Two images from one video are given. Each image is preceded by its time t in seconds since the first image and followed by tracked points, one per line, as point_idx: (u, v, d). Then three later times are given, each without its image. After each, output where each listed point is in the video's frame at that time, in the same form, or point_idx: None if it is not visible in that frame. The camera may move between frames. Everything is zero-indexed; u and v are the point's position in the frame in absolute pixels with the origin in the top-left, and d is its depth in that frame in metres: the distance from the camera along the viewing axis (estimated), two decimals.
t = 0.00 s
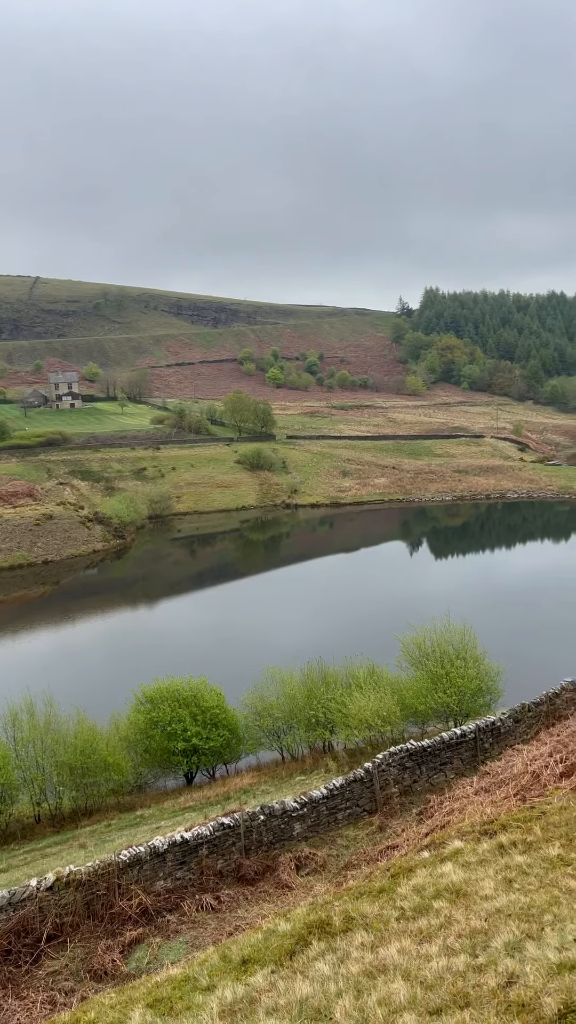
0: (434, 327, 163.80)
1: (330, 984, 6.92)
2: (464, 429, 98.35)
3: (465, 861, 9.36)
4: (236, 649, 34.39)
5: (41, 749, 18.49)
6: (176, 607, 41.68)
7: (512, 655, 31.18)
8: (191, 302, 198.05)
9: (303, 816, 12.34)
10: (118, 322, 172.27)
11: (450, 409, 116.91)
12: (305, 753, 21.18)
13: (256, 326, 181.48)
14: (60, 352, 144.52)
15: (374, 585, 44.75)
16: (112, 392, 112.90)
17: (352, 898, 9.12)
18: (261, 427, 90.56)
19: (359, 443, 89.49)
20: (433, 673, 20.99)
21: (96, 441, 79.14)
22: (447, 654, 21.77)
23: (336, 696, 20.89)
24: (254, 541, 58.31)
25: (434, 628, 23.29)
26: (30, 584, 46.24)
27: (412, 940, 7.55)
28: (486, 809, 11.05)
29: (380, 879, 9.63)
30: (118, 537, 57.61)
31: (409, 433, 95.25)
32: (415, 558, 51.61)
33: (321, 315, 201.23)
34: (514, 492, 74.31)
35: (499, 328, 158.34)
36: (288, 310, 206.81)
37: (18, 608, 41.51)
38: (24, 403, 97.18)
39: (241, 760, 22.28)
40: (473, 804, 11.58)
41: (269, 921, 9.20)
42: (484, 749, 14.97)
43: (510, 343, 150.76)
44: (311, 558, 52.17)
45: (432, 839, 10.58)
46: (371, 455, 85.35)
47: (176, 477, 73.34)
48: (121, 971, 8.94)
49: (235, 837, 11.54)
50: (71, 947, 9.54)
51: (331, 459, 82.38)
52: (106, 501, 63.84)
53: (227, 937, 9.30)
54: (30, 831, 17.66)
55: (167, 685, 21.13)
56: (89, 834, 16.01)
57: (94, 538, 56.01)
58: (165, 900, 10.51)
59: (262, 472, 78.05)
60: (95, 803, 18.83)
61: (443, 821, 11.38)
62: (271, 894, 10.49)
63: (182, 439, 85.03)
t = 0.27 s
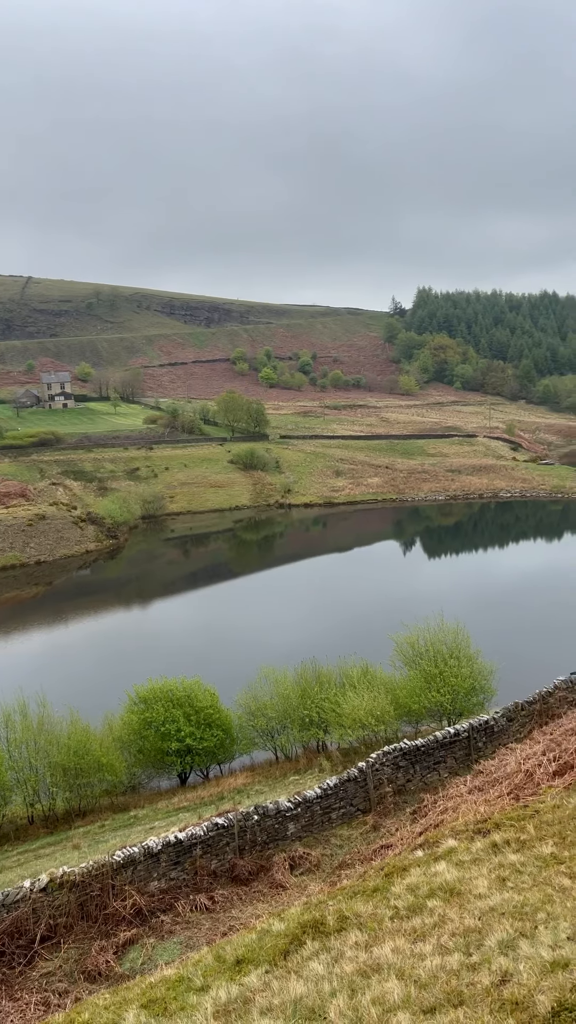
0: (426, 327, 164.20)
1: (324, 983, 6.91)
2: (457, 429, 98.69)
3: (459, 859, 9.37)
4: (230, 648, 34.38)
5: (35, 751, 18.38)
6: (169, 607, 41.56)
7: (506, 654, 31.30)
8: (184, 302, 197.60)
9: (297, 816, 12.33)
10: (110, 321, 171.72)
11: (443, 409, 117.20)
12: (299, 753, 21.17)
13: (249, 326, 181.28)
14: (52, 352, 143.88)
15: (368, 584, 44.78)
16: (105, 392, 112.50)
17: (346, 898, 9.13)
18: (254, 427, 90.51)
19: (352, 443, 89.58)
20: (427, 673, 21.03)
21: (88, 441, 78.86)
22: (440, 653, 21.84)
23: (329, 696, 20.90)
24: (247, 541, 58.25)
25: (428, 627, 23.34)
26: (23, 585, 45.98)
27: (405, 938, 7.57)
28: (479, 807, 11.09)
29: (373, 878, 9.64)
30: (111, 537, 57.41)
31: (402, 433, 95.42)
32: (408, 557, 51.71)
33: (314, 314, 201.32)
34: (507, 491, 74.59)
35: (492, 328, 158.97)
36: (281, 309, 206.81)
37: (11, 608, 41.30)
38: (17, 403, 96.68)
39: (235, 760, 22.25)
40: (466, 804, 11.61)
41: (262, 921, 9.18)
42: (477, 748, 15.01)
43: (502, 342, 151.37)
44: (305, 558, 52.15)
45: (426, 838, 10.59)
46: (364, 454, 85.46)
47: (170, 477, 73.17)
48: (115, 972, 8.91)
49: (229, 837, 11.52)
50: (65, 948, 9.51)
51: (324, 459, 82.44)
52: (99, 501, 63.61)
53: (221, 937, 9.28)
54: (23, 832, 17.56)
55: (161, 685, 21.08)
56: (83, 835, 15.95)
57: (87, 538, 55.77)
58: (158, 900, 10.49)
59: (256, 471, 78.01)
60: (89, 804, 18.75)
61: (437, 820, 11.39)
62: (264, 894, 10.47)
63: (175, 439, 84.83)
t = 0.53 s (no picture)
0: (420, 327, 164.62)
1: (319, 984, 6.90)
2: (451, 429, 98.99)
3: (453, 860, 9.38)
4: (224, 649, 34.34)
5: (28, 752, 18.23)
6: (163, 608, 41.42)
7: (500, 654, 31.42)
8: (178, 302, 197.32)
9: (291, 817, 12.29)
10: (104, 322, 171.30)
11: (437, 410, 117.55)
12: (293, 754, 21.13)
13: (243, 326, 181.13)
14: (45, 353, 143.34)
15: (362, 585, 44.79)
16: (98, 393, 112.18)
17: (341, 898, 9.11)
18: (248, 427, 90.50)
19: (346, 444, 89.69)
20: (421, 673, 21.05)
21: (82, 441, 78.61)
22: (434, 653, 21.87)
23: (324, 697, 20.89)
24: (241, 541, 58.20)
25: (422, 628, 23.39)
26: (16, 586, 45.73)
27: (400, 939, 7.56)
28: (473, 807, 11.11)
29: (368, 879, 9.63)
30: (105, 538, 57.23)
31: (396, 434, 95.62)
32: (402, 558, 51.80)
33: (308, 315, 201.50)
34: (500, 491, 74.88)
35: (485, 328, 159.62)
36: (275, 310, 206.83)
37: (4, 609, 41.05)
38: (10, 404, 96.25)
39: (229, 761, 22.18)
40: (461, 804, 11.61)
41: (257, 922, 9.15)
42: (472, 749, 15.03)
43: (495, 343, 152.02)
44: (299, 559, 52.11)
45: (420, 839, 10.58)
46: (358, 455, 85.58)
47: (164, 478, 73.02)
48: (109, 974, 8.86)
49: (223, 838, 11.47)
50: (59, 950, 9.46)
51: (318, 459, 82.51)
52: (93, 502, 63.41)
53: (215, 938, 9.25)
54: (16, 834, 17.42)
55: (156, 686, 21.00)
56: (77, 837, 15.85)
57: (80, 539, 55.55)
58: (153, 902, 10.44)
59: (250, 472, 77.96)
60: (82, 806, 18.64)
61: (431, 821, 11.38)
62: (259, 895, 10.43)
63: (169, 440, 84.69)
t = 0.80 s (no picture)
0: (415, 328, 165.01)
1: (314, 985, 6.88)
2: (446, 430, 99.26)
3: (448, 860, 9.39)
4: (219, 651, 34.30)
5: (23, 754, 18.14)
6: (159, 610, 41.33)
7: (494, 655, 31.52)
8: (173, 303, 197.14)
9: (287, 818, 12.27)
10: (99, 323, 171.07)
11: (431, 411, 117.91)
12: (289, 755, 21.09)
13: (238, 328, 181.13)
14: (40, 354, 142.94)
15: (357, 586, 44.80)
16: (93, 394, 111.97)
17: (336, 900, 9.10)
18: (243, 428, 90.52)
19: (341, 445, 89.80)
20: (416, 674, 21.07)
21: (77, 443, 78.42)
22: (429, 654, 21.90)
23: (319, 698, 20.88)
24: (237, 542, 58.17)
25: (417, 629, 23.42)
26: (11, 587, 45.52)
27: (395, 940, 7.55)
28: (468, 808, 11.13)
29: (363, 880, 9.62)
30: (100, 539, 57.09)
31: (391, 435, 95.81)
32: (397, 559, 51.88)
33: (303, 316, 201.73)
34: (495, 492, 75.17)
35: (480, 330, 160.18)
36: (270, 311, 206.94)
37: None
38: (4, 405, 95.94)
39: (225, 762, 22.13)
40: (455, 805, 11.62)
41: (252, 924, 9.11)
42: (467, 749, 15.05)
43: (490, 344, 152.52)
44: (295, 560, 52.09)
45: (415, 840, 10.58)
46: (353, 456, 85.71)
47: (159, 479, 72.91)
48: (104, 976, 8.81)
49: (219, 840, 11.44)
50: (54, 953, 9.42)
51: (313, 461, 82.60)
52: (88, 504, 63.25)
53: (210, 940, 9.21)
54: (11, 836, 17.32)
55: (151, 688, 20.93)
56: (72, 838, 15.76)
57: (75, 541, 55.38)
58: (148, 904, 10.40)
59: (245, 473, 77.94)
60: (77, 808, 18.56)
61: (426, 822, 11.38)
62: (254, 897, 10.40)
63: (164, 441, 84.62)
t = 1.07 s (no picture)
0: (410, 330, 165.35)
1: (310, 987, 6.85)
2: (442, 432, 99.45)
3: (444, 862, 9.39)
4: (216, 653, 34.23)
5: (19, 757, 18.08)
6: (155, 612, 41.24)
7: (491, 656, 31.55)
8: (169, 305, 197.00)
9: (283, 820, 12.23)
10: (95, 326, 170.91)
11: (427, 413, 118.12)
12: (285, 758, 21.02)
13: (234, 330, 181.09)
14: (36, 356, 142.69)
15: (354, 588, 44.73)
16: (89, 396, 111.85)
17: (332, 901, 9.09)
18: (239, 431, 90.53)
19: (337, 447, 89.90)
20: (412, 676, 21.08)
21: (73, 445, 78.27)
22: (425, 655, 21.94)
23: (316, 700, 20.87)
24: (233, 544, 58.13)
25: (413, 630, 23.44)
26: (6, 590, 45.36)
27: (392, 941, 7.53)
28: (465, 809, 11.13)
29: (359, 882, 9.61)
30: (96, 541, 56.95)
31: (387, 437, 95.93)
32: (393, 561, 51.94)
33: (299, 318, 201.90)
34: (491, 494, 75.37)
35: (475, 332, 160.55)
36: (266, 313, 207.01)
37: None
38: None
39: (221, 764, 22.07)
40: (452, 806, 11.63)
41: (249, 927, 9.05)
42: (463, 751, 15.06)
43: (486, 346, 152.89)
44: (291, 562, 52.10)
45: (411, 842, 10.56)
46: (349, 458, 85.79)
47: (155, 481, 72.83)
48: (101, 979, 8.77)
49: (215, 842, 11.41)
50: (50, 956, 9.37)
51: (310, 463, 82.66)
52: (84, 506, 63.12)
53: (207, 943, 9.16)
54: (6, 839, 17.23)
55: (147, 690, 20.88)
56: (69, 841, 15.71)
57: (71, 543, 55.20)
58: (144, 907, 10.35)
59: (241, 475, 77.91)
60: (73, 810, 18.47)
61: (423, 824, 11.37)
62: (251, 900, 10.36)
63: (160, 443, 84.55)
